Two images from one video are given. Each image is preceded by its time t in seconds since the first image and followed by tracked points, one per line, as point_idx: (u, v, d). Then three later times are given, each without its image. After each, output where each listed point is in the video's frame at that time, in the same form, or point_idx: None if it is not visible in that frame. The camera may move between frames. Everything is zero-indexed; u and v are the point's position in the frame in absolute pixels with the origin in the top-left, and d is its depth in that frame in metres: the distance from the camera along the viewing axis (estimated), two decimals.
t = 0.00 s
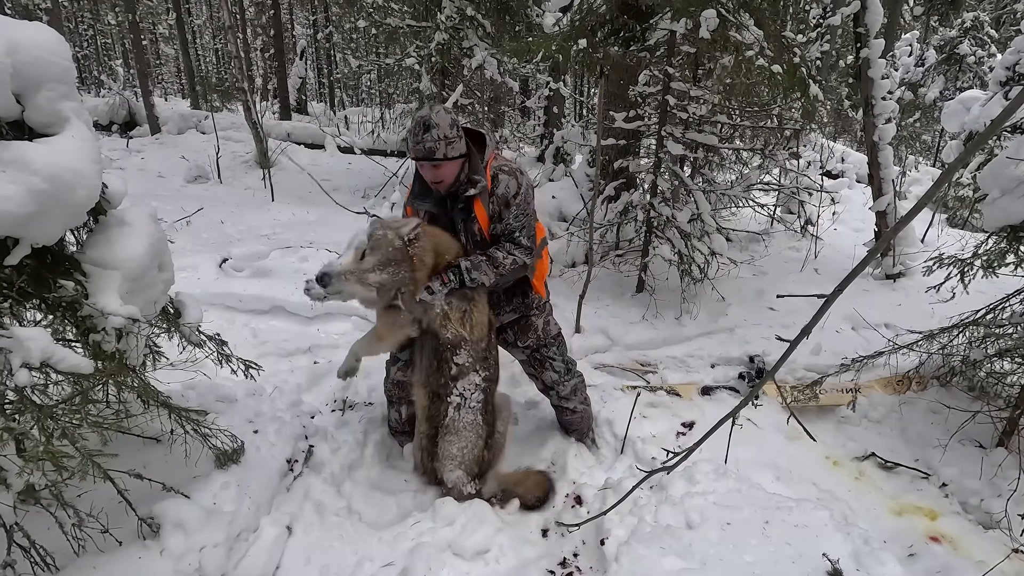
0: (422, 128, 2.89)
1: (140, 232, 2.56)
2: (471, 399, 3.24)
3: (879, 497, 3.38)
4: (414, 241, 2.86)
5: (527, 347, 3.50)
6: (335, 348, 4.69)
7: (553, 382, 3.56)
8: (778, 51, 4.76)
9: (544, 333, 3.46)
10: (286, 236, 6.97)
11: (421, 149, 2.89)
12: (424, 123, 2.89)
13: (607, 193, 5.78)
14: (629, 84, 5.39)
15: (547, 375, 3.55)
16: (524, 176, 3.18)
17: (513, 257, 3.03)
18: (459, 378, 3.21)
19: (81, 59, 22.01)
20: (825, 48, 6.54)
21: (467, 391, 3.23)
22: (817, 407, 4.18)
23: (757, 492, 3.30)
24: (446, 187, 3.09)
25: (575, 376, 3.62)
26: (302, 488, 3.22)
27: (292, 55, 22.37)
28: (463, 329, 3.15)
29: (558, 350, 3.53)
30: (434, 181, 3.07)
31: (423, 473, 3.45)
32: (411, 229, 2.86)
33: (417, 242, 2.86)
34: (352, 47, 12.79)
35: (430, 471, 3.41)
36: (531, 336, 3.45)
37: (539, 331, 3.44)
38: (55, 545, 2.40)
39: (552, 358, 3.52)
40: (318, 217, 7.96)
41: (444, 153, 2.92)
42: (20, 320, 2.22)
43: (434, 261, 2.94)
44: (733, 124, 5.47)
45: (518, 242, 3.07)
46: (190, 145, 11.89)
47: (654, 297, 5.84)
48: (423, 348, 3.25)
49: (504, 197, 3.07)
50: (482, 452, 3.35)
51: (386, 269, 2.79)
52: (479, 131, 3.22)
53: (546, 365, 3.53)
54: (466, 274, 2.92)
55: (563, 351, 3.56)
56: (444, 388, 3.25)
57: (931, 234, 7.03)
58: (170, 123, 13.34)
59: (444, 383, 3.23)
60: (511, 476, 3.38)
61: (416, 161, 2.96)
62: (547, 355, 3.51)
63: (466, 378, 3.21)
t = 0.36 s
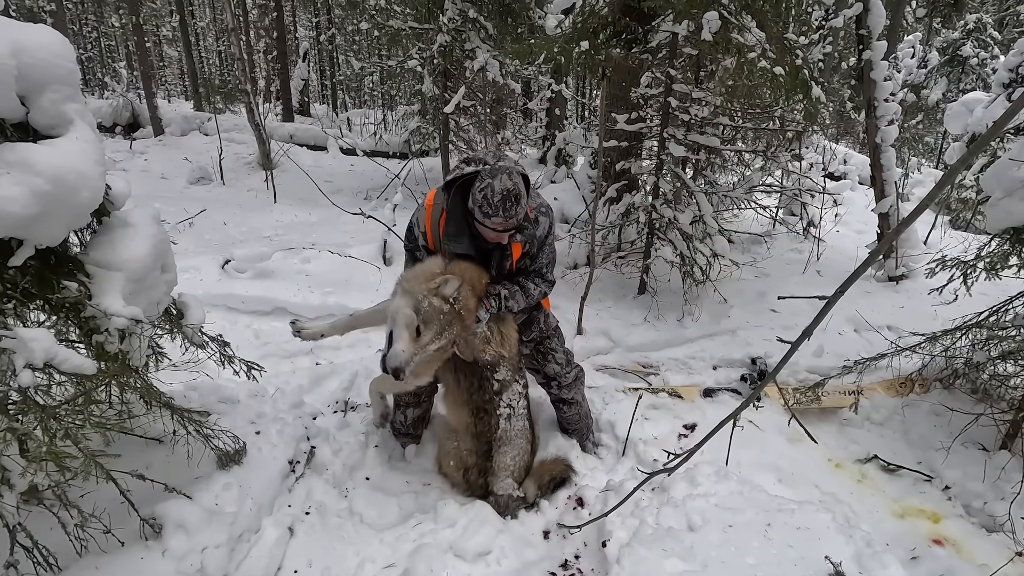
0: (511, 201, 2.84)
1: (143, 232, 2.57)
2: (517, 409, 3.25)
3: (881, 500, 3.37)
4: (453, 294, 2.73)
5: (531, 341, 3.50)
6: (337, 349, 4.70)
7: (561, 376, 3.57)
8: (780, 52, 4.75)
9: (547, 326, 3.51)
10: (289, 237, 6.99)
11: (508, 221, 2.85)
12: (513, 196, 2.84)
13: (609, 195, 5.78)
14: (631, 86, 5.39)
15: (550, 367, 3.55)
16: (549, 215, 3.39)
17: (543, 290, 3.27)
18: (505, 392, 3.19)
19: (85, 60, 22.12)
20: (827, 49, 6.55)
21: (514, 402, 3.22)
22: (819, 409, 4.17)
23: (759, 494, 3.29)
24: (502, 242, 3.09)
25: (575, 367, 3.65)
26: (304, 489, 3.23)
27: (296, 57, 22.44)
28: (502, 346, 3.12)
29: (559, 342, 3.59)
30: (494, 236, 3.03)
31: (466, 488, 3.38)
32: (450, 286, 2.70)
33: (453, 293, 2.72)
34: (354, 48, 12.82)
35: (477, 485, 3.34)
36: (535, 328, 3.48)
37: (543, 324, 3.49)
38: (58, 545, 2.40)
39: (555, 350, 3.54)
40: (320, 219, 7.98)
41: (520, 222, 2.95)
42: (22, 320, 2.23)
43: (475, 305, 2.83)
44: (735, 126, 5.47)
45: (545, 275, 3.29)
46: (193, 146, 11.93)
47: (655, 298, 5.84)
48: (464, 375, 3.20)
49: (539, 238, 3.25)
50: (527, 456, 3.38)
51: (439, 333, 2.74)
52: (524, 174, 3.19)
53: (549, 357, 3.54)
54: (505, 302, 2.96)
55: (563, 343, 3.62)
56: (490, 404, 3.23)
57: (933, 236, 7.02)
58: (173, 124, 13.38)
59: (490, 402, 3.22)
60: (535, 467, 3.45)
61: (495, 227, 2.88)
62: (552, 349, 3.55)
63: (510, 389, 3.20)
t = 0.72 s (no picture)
0: (522, 199, 2.84)
1: (146, 233, 2.58)
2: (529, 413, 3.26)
3: (884, 501, 3.37)
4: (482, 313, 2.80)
5: (538, 340, 3.55)
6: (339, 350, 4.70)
7: (568, 376, 3.58)
8: (782, 54, 4.74)
9: (553, 326, 3.55)
10: (291, 238, 7.00)
11: (517, 219, 2.86)
12: (523, 194, 2.85)
13: (610, 196, 5.78)
14: (633, 87, 5.40)
15: (557, 366, 3.55)
16: (559, 217, 3.44)
17: (556, 292, 3.38)
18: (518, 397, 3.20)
19: (88, 61, 22.22)
20: (828, 51, 6.55)
21: (526, 407, 3.23)
22: (822, 411, 4.15)
23: (761, 496, 3.28)
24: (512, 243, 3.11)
25: (580, 368, 3.68)
26: (305, 489, 3.23)
27: (298, 58, 22.51)
28: (518, 352, 3.17)
29: (565, 342, 3.63)
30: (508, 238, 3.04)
31: (466, 487, 3.36)
32: (480, 307, 2.80)
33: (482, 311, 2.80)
34: (357, 49, 12.85)
35: (477, 486, 3.32)
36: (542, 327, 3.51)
37: (551, 323, 3.54)
38: (60, 544, 2.41)
39: (562, 349, 3.58)
40: (322, 220, 7.99)
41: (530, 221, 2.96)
42: (26, 321, 2.26)
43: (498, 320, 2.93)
44: (736, 127, 5.46)
45: (558, 276, 3.38)
46: (196, 147, 11.96)
47: (657, 299, 5.83)
48: (478, 382, 3.19)
49: (553, 241, 3.30)
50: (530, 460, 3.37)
51: (470, 352, 2.80)
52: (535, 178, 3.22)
53: (557, 356, 3.56)
54: (522, 309, 3.04)
55: (569, 344, 3.66)
56: (502, 409, 3.20)
57: (936, 237, 7.01)
58: (176, 125, 13.41)
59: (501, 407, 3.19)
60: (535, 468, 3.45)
61: (505, 225, 2.89)
62: (558, 348, 3.57)
63: (524, 394, 3.22)
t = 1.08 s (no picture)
0: (433, 180, 2.83)
1: (150, 233, 2.58)
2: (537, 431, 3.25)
3: (886, 503, 3.36)
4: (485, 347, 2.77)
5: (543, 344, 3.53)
6: (341, 350, 4.71)
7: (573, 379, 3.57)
8: (785, 53, 4.73)
9: (555, 328, 3.56)
10: (293, 238, 7.00)
11: (437, 200, 2.83)
12: (435, 176, 2.83)
13: (613, 196, 5.78)
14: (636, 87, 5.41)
15: (563, 370, 3.56)
16: (532, 209, 3.39)
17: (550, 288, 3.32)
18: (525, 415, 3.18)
19: (92, 62, 22.32)
20: (832, 51, 6.55)
21: (535, 425, 3.22)
22: (825, 412, 4.14)
23: (763, 497, 3.28)
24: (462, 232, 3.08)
25: (586, 371, 3.68)
26: (307, 489, 3.23)
27: (301, 58, 22.57)
28: (525, 371, 3.17)
29: (568, 344, 3.65)
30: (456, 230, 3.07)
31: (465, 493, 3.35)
32: (482, 345, 2.75)
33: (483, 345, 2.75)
34: (359, 50, 12.87)
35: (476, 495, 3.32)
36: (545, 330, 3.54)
37: (553, 327, 3.53)
38: (63, 544, 2.41)
39: (567, 352, 3.59)
40: (324, 220, 8.00)
41: (462, 203, 2.91)
42: (30, 320, 2.24)
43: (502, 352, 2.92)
44: (739, 127, 5.46)
45: (548, 271, 3.34)
46: (199, 147, 11.99)
47: (659, 300, 5.82)
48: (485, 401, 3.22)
49: (527, 233, 3.27)
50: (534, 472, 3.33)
51: (476, 389, 2.81)
52: (490, 173, 3.25)
53: (562, 359, 3.56)
54: (526, 320, 3.05)
55: (573, 346, 3.67)
56: (511, 429, 3.21)
57: (939, 238, 6.99)
58: (179, 125, 13.44)
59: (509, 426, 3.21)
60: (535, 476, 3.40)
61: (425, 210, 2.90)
62: (562, 351, 3.58)
63: (532, 412, 3.20)
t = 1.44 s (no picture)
0: (395, 211, 2.67)
1: (150, 233, 2.58)
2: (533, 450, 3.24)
3: (889, 504, 3.34)
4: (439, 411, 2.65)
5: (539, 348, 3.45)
6: (343, 350, 4.71)
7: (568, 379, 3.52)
8: (787, 53, 4.72)
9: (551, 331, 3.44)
10: (295, 238, 7.01)
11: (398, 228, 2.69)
12: (396, 207, 2.67)
13: (615, 196, 5.77)
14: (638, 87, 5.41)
15: (561, 372, 3.51)
16: (507, 223, 3.19)
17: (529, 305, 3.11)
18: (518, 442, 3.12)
19: (95, 61, 22.37)
20: (834, 51, 6.53)
21: (530, 448, 3.16)
22: (827, 412, 4.12)
23: (765, 498, 3.27)
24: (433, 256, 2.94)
25: (585, 372, 3.63)
26: (309, 488, 3.23)
27: (303, 58, 22.61)
28: (507, 401, 3.05)
29: (566, 346, 3.56)
30: (423, 254, 2.91)
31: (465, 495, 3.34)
32: (433, 404, 2.64)
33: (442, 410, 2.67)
34: (362, 49, 12.89)
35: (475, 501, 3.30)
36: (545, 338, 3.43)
37: (550, 329, 3.45)
38: (65, 543, 2.41)
39: (564, 355, 3.51)
40: (326, 219, 8.00)
41: (425, 228, 2.75)
42: (32, 320, 2.23)
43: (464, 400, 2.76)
44: (742, 127, 5.44)
45: (522, 287, 3.12)
46: (202, 146, 12.01)
47: (661, 300, 5.81)
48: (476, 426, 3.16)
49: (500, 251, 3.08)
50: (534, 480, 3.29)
51: (437, 446, 2.75)
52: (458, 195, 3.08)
53: (559, 362, 3.49)
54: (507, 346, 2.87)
55: (571, 348, 3.58)
56: (506, 454, 3.08)
57: (942, 238, 6.97)
58: (181, 125, 13.46)
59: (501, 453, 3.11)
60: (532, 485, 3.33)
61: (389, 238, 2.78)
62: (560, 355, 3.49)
63: (526, 437, 3.12)
